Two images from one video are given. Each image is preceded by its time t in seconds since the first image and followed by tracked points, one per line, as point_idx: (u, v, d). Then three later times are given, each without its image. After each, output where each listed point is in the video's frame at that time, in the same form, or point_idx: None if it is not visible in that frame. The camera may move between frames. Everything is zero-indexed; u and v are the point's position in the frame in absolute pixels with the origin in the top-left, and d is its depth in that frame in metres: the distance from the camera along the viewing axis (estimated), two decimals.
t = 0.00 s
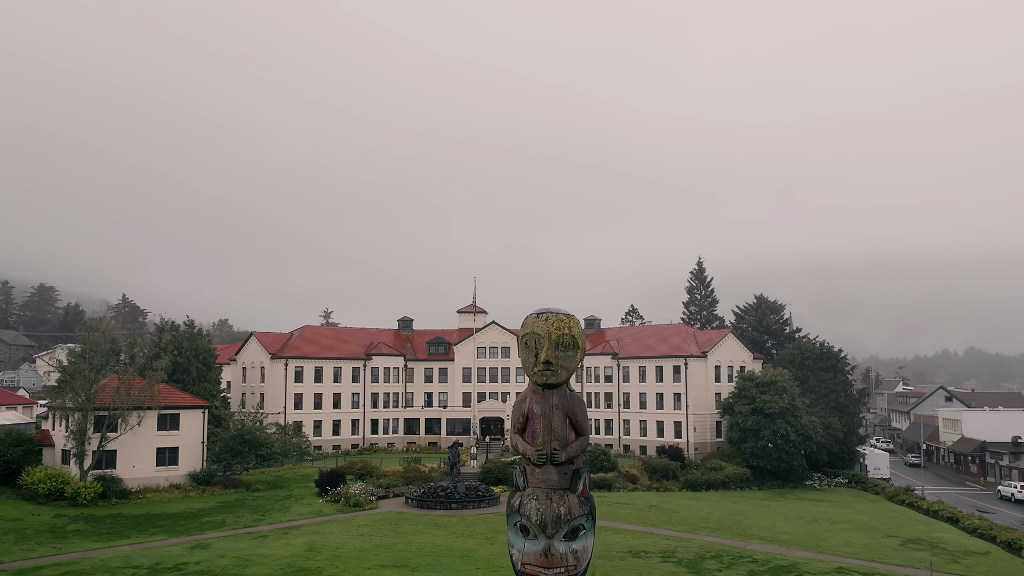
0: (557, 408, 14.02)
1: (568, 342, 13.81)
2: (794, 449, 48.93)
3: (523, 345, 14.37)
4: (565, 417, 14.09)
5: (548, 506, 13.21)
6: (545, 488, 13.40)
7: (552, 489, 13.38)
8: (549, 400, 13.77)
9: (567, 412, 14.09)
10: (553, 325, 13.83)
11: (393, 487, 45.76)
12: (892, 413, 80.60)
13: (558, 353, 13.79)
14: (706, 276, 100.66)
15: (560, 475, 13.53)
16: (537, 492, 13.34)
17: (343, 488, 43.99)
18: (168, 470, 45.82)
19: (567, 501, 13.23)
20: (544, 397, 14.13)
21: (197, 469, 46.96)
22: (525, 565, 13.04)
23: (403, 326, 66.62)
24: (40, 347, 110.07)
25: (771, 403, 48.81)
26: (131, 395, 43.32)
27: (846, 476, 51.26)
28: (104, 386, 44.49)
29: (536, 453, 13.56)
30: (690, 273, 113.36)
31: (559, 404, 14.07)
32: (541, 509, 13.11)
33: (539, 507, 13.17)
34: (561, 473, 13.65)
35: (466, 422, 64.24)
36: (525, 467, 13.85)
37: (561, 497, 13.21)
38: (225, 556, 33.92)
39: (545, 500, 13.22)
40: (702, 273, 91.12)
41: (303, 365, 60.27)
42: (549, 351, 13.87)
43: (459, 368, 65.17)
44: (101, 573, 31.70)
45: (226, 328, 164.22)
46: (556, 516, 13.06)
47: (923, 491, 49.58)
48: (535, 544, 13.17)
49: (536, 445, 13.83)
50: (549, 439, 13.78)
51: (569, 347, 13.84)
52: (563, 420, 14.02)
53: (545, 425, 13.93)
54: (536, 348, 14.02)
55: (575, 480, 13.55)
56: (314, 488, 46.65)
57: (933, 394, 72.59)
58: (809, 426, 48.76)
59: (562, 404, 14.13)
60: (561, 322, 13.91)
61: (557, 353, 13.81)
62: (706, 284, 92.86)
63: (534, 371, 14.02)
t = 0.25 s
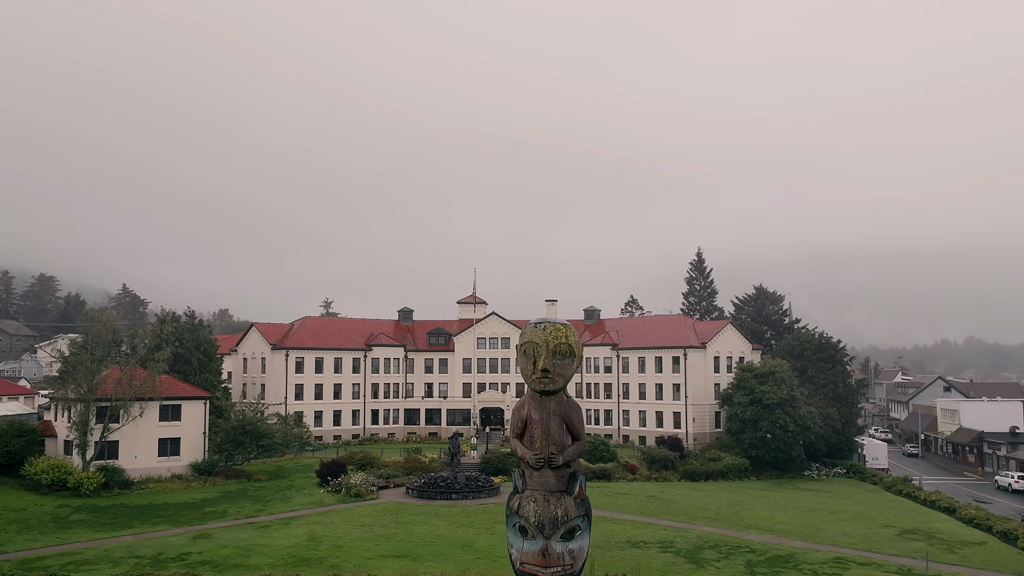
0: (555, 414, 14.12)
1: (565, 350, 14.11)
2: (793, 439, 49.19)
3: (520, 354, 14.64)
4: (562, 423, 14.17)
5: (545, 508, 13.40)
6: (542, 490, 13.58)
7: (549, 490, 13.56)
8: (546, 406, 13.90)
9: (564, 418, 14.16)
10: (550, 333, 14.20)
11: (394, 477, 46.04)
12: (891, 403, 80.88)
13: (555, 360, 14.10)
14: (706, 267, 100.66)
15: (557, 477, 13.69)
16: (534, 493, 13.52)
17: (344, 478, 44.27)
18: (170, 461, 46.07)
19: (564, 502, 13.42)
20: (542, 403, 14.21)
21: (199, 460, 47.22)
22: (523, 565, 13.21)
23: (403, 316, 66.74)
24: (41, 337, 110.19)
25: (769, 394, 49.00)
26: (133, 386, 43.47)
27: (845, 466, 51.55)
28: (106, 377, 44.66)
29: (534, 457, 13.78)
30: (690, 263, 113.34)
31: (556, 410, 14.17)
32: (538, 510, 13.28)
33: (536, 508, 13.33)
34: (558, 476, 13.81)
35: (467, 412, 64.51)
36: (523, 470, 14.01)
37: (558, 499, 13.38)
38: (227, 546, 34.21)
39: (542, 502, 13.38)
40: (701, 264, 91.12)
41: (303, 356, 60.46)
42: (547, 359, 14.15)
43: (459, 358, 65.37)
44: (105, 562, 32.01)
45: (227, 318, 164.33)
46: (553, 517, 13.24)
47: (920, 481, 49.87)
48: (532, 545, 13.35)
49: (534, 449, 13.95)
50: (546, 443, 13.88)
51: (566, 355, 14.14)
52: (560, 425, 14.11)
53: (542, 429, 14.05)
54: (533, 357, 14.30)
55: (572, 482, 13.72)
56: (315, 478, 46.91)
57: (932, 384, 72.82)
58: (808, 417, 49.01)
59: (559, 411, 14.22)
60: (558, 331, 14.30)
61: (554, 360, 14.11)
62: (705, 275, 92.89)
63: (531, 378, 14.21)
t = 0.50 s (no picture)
0: (552, 420, 14.10)
1: (562, 358, 14.06)
2: (791, 429, 49.44)
3: (519, 361, 14.61)
4: (559, 428, 14.14)
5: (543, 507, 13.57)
6: (540, 491, 13.70)
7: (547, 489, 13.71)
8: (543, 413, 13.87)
9: (561, 423, 14.13)
10: (548, 342, 14.11)
11: (395, 467, 46.32)
12: (889, 393, 81.17)
13: (553, 368, 14.05)
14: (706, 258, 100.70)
15: (554, 479, 13.77)
16: (532, 492, 13.67)
17: (345, 469, 44.55)
18: (172, 451, 46.32)
19: (561, 502, 13.56)
20: (540, 408, 14.21)
21: (201, 450, 47.46)
22: (522, 562, 13.39)
23: (403, 307, 66.84)
24: (41, 327, 110.40)
25: (768, 385, 49.20)
26: (135, 377, 43.71)
27: (843, 456, 51.82)
28: (108, 368, 44.86)
29: (533, 459, 13.83)
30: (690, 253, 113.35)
31: (553, 415, 14.15)
32: (536, 510, 13.42)
33: (535, 507, 13.46)
34: (556, 477, 13.89)
35: (467, 402, 64.77)
36: (521, 470, 14.12)
37: (555, 498, 13.53)
38: (230, 536, 34.51)
39: (541, 502, 13.51)
40: (700, 255, 91.14)
41: (304, 347, 60.65)
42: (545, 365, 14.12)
43: (460, 349, 65.56)
44: (108, 552, 32.29)
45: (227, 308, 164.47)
46: (551, 517, 13.39)
47: (918, 472, 50.17)
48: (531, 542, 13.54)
49: (532, 451, 13.98)
50: (543, 447, 13.89)
51: (562, 362, 14.09)
52: (557, 430, 14.09)
53: (541, 434, 14.05)
54: (531, 363, 14.26)
55: (570, 483, 13.82)
56: (316, 468, 47.20)
57: (930, 375, 73.07)
58: (806, 407, 49.32)
59: (557, 417, 14.17)
60: (555, 339, 14.23)
61: (552, 367, 14.06)
62: (705, 266, 92.95)
63: (529, 384, 14.18)
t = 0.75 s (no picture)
0: (550, 422, 14.25)
1: (559, 364, 14.22)
2: (790, 420, 49.71)
3: (519, 367, 14.80)
4: (557, 430, 14.28)
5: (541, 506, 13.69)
6: (538, 490, 13.81)
7: (545, 488, 13.83)
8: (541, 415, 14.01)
9: (559, 426, 14.27)
10: (546, 348, 14.30)
11: (395, 458, 46.62)
12: (888, 383, 81.44)
13: (551, 374, 14.22)
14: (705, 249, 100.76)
15: (552, 478, 13.88)
16: (530, 490, 13.80)
17: (346, 459, 44.84)
18: (174, 442, 46.61)
19: (559, 501, 13.69)
20: (539, 410, 14.36)
21: (203, 440, 47.72)
22: (521, 558, 13.48)
23: (403, 298, 66.96)
24: (43, 317, 110.64)
25: (767, 375, 49.41)
26: (136, 368, 43.99)
27: (841, 447, 52.11)
28: (111, 359, 45.07)
29: (531, 459, 13.95)
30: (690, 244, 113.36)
31: (550, 417, 14.29)
32: (535, 508, 13.55)
33: (533, 506, 13.58)
34: (554, 477, 14.01)
35: (467, 393, 65.02)
36: (520, 470, 14.25)
37: (553, 496, 13.67)
38: (232, 526, 34.80)
39: (539, 501, 13.63)
40: (699, 246, 91.20)
41: (305, 337, 60.84)
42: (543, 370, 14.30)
43: (460, 340, 65.76)
44: (112, 542, 32.63)
45: (227, 298, 164.70)
46: (549, 515, 13.51)
47: (916, 462, 50.44)
48: (530, 539, 13.64)
49: (530, 451, 14.11)
50: (541, 448, 14.01)
51: (560, 368, 14.25)
52: (555, 432, 14.22)
53: (539, 435, 14.19)
54: (529, 369, 14.45)
55: (567, 482, 13.97)
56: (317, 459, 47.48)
57: (929, 365, 73.30)
58: (805, 398, 49.72)
59: (555, 419, 14.31)
60: (553, 346, 14.42)
61: (550, 373, 14.24)
62: (704, 257, 93.01)
63: (528, 388, 14.37)
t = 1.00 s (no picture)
0: (547, 423, 14.32)
1: (557, 368, 14.32)
2: (788, 410, 50.00)
3: (518, 370, 14.95)
4: (555, 430, 14.36)
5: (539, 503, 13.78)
6: (536, 488, 13.90)
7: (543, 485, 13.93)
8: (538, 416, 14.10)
9: (557, 427, 14.36)
10: (543, 352, 14.42)
11: (396, 448, 46.94)
12: (887, 373, 81.71)
13: (549, 377, 14.34)
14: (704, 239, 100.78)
15: (550, 476, 13.98)
16: (528, 487, 13.89)
17: (348, 449, 45.15)
18: (176, 432, 46.87)
19: (556, 498, 13.75)
20: (537, 411, 14.47)
21: (205, 431, 47.98)
22: (519, 552, 13.55)
23: (403, 288, 67.11)
24: (44, 307, 110.89)
25: (766, 366, 49.66)
26: (138, 359, 44.34)
27: (839, 437, 52.40)
28: (113, 350, 45.33)
29: (529, 459, 14.03)
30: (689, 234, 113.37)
31: (547, 418, 14.38)
32: (533, 505, 13.65)
33: (531, 503, 13.69)
34: (551, 476, 14.09)
35: (467, 383, 65.28)
36: (518, 469, 14.36)
37: (550, 493, 13.77)
38: (235, 516, 35.13)
39: (536, 498, 13.69)
40: (698, 237, 91.22)
41: (306, 328, 61.09)
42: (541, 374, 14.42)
43: (460, 330, 65.97)
44: (116, 532, 32.96)
45: (227, 288, 164.88)
46: (547, 511, 13.58)
47: (913, 452, 50.76)
48: (528, 535, 13.73)
49: (527, 450, 14.18)
50: (538, 448, 14.07)
51: (557, 371, 14.34)
52: (553, 432, 14.31)
53: (537, 435, 14.27)
54: (527, 373, 14.59)
55: (564, 480, 14.07)
56: (318, 449, 47.79)
57: (927, 355, 73.56)
58: (803, 388, 49.90)
59: (552, 421, 14.41)
60: (551, 350, 14.53)
61: (548, 376, 14.34)
62: (704, 248, 93.03)
63: (526, 392, 14.47)
